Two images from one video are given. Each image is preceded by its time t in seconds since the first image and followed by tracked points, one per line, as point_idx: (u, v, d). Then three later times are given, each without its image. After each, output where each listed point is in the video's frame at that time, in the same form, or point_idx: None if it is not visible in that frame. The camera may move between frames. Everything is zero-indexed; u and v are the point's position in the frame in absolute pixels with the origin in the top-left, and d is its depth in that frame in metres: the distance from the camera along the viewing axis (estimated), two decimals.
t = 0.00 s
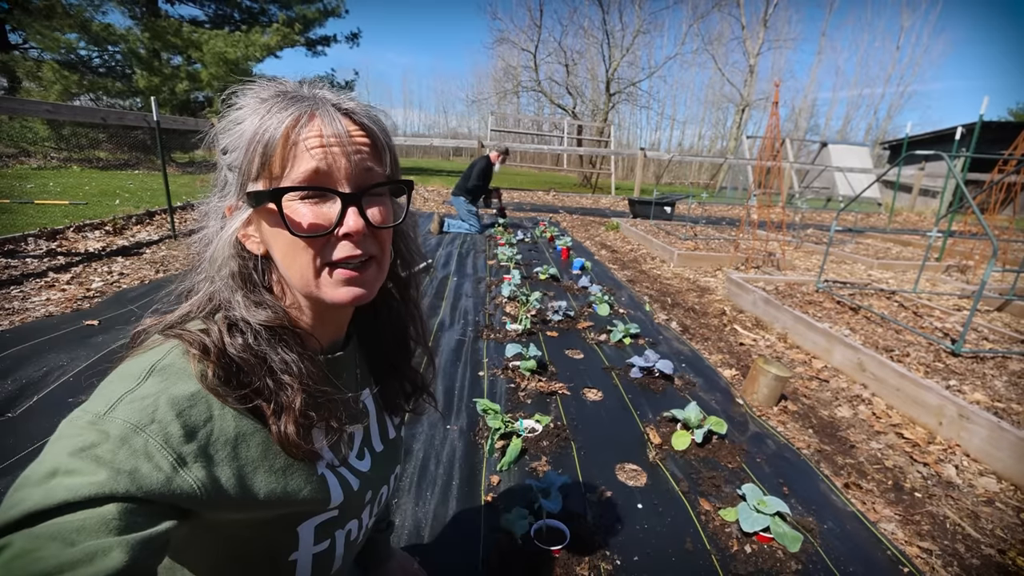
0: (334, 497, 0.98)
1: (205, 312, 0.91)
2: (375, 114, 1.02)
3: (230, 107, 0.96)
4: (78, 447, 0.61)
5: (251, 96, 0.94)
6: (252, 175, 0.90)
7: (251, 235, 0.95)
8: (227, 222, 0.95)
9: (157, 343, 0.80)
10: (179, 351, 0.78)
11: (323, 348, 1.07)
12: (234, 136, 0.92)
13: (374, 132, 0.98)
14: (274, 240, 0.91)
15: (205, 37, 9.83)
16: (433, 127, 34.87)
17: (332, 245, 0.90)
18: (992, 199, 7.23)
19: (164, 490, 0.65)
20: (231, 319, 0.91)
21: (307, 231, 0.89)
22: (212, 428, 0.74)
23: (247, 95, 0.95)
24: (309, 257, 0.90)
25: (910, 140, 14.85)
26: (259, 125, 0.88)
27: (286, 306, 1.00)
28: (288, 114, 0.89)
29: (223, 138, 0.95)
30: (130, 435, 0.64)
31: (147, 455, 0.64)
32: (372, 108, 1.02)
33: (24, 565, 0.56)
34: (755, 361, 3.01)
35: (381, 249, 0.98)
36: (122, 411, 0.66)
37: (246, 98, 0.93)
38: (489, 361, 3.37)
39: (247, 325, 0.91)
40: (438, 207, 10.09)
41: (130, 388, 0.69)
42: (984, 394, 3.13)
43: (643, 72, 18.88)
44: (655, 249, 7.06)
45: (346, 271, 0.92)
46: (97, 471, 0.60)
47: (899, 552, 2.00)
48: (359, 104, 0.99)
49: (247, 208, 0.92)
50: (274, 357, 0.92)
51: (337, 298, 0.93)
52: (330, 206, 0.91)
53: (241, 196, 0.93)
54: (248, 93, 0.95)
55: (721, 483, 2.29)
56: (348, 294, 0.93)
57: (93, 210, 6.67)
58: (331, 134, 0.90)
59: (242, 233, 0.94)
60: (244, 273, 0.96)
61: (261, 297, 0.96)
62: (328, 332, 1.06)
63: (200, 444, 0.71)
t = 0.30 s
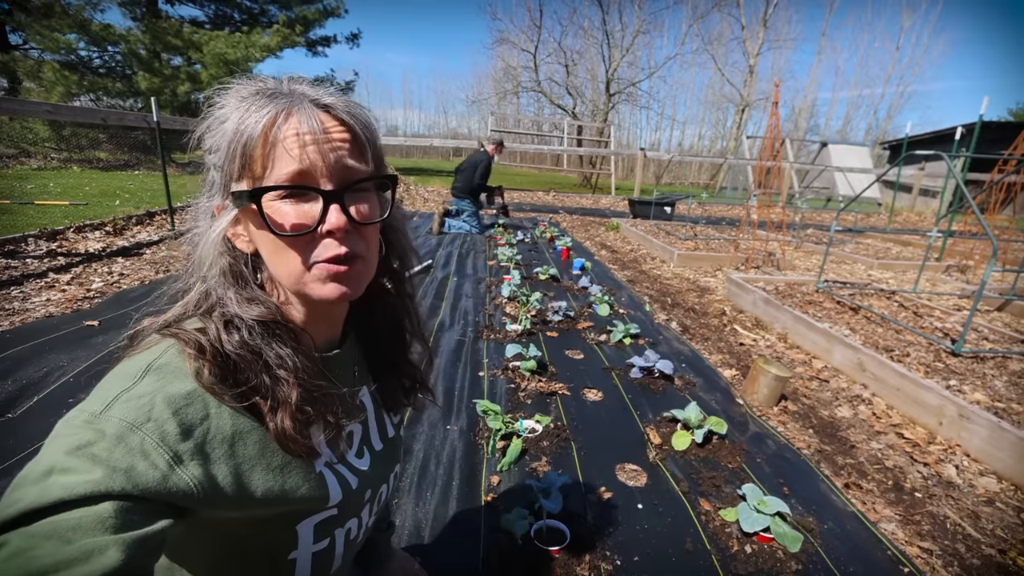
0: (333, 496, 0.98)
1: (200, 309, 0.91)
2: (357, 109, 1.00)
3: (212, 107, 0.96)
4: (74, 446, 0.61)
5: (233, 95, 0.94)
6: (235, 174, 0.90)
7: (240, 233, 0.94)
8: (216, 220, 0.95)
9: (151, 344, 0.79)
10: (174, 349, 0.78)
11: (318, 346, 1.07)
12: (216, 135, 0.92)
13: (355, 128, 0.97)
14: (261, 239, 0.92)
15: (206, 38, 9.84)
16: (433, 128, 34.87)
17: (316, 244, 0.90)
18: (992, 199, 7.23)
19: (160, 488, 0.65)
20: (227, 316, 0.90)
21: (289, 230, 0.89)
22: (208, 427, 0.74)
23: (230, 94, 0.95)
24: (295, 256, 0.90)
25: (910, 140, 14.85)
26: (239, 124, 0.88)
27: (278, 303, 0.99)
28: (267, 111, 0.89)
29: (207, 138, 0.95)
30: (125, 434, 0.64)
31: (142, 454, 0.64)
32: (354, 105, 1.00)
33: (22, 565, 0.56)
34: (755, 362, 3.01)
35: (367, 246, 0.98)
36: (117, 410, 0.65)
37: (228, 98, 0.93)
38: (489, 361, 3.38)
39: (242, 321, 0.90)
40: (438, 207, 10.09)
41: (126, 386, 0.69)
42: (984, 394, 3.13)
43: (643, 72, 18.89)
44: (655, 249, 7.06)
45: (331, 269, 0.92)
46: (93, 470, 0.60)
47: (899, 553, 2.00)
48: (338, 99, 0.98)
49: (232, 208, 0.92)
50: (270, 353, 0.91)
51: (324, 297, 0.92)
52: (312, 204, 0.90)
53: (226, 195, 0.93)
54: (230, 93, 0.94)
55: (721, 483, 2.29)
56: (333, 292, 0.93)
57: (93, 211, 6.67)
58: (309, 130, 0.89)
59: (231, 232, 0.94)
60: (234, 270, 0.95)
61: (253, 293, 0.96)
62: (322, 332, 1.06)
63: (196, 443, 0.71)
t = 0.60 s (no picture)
0: (324, 491, 0.97)
1: (179, 305, 0.88)
2: (324, 100, 0.97)
3: (181, 98, 0.95)
4: (48, 460, 0.62)
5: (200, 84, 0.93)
6: (199, 165, 0.90)
7: (214, 225, 0.93)
8: (189, 212, 0.95)
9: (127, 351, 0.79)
10: (150, 353, 0.77)
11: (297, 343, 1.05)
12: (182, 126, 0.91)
13: (318, 120, 0.93)
14: (227, 232, 0.91)
15: (205, 39, 9.84)
16: (433, 128, 34.88)
17: (277, 239, 0.88)
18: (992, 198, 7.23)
19: (136, 499, 0.65)
20: (207, 311, 0.88)
21: (248, 225, 0.87)
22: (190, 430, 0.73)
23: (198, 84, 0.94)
24: (257, 251, 0.89)
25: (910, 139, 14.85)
26: (198, 113, 0.87)
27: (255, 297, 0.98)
28: (229, 102, 0.87)
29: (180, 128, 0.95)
30: (101, 445, 0.64)
31: (120, 465, 0.64)
32: (320, 95, 0.97)
33: None
34: (755, 361, 3.01)
35: (335, 244, 0.95)
36: (93, 421, 0.65)
37: (194, 88, 0.92)
38: (489, 361, 3.38)
39: (218, 314, 0.88)
40: (438, 207, 10.08)
41: (103, 396, 0.69)
42: (984, 393, 3.13)
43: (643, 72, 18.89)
44: (655, 249, 7.06)
45: (293, 265, 0.89)
46: (66, 485, 0.61)
47: (900, 552, 2.00)
48: (305, 90, 0.95)
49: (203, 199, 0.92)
50: (248, 345, 0.89)
51: (288, 294, 0.91)
52: (270, 199, 0.88)
53: (196, 186, 0.93)
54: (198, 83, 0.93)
55: (721, 482, 2.29)
56: (297, 289, 0.91)
57: (94, 212, 6.68)
58: (266, 122, 0.87)
59: (205, 223, 0.93)
60: (210, 262, 0.93)
61: (227, 285, 0.93)
62: (304, 328, 1.04)
63: (176, 448, 0.71)
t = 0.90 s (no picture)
0: (308, 493, 0.97)
1: (152, 318, 0.89)
2: (320, 107, 0.97)
3: (159, 93, 0.92)
4: (31, 497, 0.61)
5: (184, 83, 0.90)
6: (186, 171, 0.87)
7: (190, 229, 0.92)
8: (167, 216, 0.93)
9: (99, 367, 0.78)
10: (120, 369, 0.77)
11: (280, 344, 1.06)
12: (165, 126, 0.88)
13: (314, 129, 0.93)
14: (215, 242, 0.90)
15: (205, 39, 9.84)
16: (433, 128, 34.89)
17: (272, 251, 0.89)
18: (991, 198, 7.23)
19: (129, 523, 0.66)
20: (179, 322, 0.89)
21: (250, 240, 0.87)
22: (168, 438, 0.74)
23: (180, 81, 0.91)
24: (252, 265, 0.89)
25: (909, 140, 14.87)
26: (190, 118, 0.85)
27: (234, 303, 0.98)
28: (225, 109, 0.85)
29: (154, 123, 0.91)
30: (81, 474, 0.63)
31: (106, 492, 0.64)
32: (317, 101, 0.96)
33: None
34: (755, 361, 3.01)
35: (327, 252, 0.97)
36: (69, 450, 0.64)
37: (177, 88, 0.89)
38: (489, 361, 3.38)
39: (191, 325, 0.89)
40: (438, 208, 10.08)
41: (75, 423, 0.67)
42: (984, 393, 3.13)
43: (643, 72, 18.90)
44: (655, 249, 7.06)
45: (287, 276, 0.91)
46: (52, 522, 0.61)
47: (899, 552, 2.00)
48: (299, 97, 0.94)
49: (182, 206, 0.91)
50: (223, 354, 0.91)
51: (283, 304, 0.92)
52: (270, 214, 0.88)
53: (174, 190, 0.91)
54: (179, 80, 0.90)
55: (721, 483, 2.29)
56: (290, 300, 0.93)
57: (93, 212, 6.67)
58: (263, 133, 0.86)
59: (182, 229, 0.92)
60: (183, 270, 0.93)
61: (202, 294, 0.94)
62: (284, 333, 1.05)
63: (159, 466, 0.71)
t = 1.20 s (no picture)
0: (296, 488, 0.96)
1: (130, 318, 0.88)
2: (313, 102, 0.97)
3: (143, 81, 0.89)
4: (37, 505, 0.62)
5: (171, 72, 0.88)
6: (176, 163, 0.85)
7: (169, 222, 0.90)
8: (146, 208, 0.90)
9: (81, 371, 0.78)
10: (101, 373, 0.76)
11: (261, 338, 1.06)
12: (151, 116, 0.86)
13: (310, 124, 0.94)
14: (204, 236, 0.89)
15: (205, 39, 9.83)
16: (433, 128, 34.91)
17: (265, 245, 0.90)
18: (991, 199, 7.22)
19: (143, 516, 0.69)
20: (159, 318, 0.88)
21: (241, 233, 0.88)
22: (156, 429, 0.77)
23: (168, 69, 0.88)
24: (243, 257, 0.89)
25: (909, 140, 14.87)
26: (186, 108, 0.83)
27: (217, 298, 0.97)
28: (225, 101, 0.84)
29: (133, 112, 0.88)
30: (85, 477, 0.65)
31: (114, 489, 0.66)
32: (310, 96, 0.97)
33: None
34: (755, 361, 3.01)
35: (317, 245, 0.98)
36: (67, 455, 0.65)
37: (164, 77, 0.87)
38: (489, 361, 3.38)
39: (172, 322, 0.88)
40: (438, 208, 10.08)
41: (65, 430, 0.68)
42: (984, 394, 3.13)
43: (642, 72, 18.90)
44: (655, 249, 7.06)
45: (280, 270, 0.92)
46: (65, 524, 0.63)
47: (899, 552, 2.00)
48: (293, 91, 0.94)
49: (166, 198, 0.88)
50: (205, 351, 0.90)
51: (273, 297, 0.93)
52: (267, 210, 0.89)
53: (154, 182, 0.89)
54: (167, 69, 0.88)
55: (721, 483, 2.29)
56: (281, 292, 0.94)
57: (93, 213, 6.67)
58: (263, 126, 0.86)
59: (165, 223, 0.90)
60: (164, 265, 0.91)
61: (186, 290, 0.92)
62: (264, 324, 1.05)
63: (156, 462, 0.73)
